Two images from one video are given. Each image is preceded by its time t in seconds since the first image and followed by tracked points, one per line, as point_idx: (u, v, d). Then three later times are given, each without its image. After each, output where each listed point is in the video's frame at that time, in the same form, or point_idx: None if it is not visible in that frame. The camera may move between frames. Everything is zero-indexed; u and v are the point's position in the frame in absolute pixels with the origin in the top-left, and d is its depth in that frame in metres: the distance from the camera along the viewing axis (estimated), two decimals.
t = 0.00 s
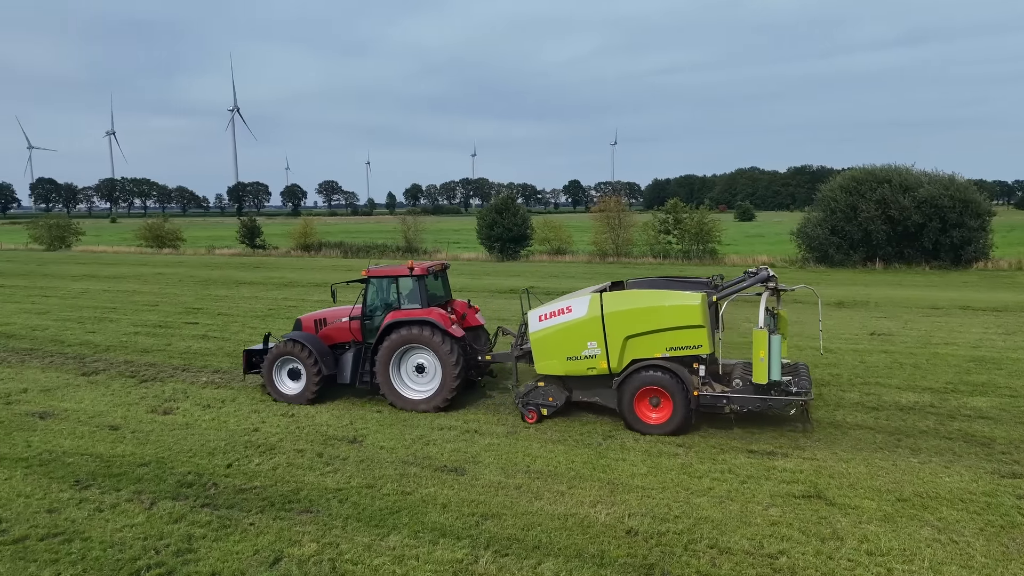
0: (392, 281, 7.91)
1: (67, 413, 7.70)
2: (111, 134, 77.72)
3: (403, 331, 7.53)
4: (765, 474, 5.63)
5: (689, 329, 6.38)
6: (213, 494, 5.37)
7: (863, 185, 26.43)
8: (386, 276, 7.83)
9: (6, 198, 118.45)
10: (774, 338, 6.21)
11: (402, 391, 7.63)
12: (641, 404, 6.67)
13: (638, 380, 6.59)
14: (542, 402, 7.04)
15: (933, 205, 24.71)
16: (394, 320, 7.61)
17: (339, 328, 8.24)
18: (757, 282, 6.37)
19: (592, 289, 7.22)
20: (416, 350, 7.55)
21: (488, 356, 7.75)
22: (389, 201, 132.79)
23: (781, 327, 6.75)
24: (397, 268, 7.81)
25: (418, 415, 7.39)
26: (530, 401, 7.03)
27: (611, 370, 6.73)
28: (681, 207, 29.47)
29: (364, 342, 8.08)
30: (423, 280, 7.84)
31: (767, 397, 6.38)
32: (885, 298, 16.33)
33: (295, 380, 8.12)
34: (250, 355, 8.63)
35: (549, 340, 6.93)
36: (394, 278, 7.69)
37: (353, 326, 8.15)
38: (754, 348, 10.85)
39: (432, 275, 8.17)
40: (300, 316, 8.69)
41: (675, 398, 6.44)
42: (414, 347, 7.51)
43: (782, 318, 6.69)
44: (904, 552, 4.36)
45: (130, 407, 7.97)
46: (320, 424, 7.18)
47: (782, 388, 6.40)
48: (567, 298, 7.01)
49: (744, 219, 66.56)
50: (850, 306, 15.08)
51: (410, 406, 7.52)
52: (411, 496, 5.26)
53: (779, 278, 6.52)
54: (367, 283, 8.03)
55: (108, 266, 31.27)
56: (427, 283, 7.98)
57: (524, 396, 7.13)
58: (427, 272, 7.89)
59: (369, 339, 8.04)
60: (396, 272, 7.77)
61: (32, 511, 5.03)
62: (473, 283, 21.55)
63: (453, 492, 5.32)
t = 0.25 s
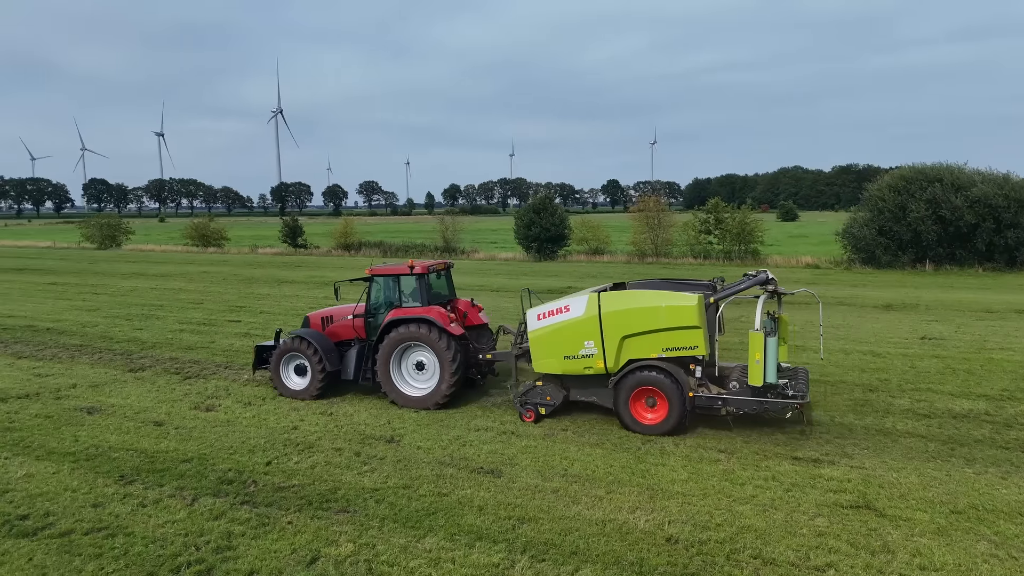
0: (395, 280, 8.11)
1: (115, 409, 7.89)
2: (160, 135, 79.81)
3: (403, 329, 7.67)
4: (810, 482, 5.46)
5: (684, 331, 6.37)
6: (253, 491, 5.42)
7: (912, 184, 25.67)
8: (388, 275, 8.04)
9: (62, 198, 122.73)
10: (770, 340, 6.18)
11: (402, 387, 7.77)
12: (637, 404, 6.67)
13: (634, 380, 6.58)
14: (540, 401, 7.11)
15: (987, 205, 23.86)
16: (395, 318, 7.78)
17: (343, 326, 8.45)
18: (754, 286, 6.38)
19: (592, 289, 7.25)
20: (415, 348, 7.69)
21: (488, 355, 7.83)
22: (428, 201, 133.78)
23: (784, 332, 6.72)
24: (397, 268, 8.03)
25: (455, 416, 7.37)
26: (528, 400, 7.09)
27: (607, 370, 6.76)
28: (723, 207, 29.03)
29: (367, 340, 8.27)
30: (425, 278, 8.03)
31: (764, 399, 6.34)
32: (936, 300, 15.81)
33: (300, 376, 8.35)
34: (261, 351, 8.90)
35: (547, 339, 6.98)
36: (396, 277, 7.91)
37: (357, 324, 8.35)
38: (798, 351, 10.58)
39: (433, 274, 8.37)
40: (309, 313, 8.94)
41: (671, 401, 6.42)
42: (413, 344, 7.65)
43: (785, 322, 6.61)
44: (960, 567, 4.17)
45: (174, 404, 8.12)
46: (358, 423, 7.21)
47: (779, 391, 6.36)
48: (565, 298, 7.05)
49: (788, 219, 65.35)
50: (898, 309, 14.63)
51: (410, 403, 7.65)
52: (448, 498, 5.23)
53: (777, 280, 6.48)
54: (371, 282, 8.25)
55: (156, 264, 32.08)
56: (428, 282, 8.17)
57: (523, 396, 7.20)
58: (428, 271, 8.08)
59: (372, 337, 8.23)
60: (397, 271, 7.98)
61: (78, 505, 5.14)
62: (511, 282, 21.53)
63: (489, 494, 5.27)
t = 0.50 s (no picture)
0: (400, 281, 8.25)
1: (166, 405, 8.04)
2: (213, 137, 81.93)
3: (406, 329, 7.84)
4: (870, 496, 5.20)
5: (680, 331, 6.31)
6: (297, 492, 5.42)
7: (974, 182, 24.63)
8: (393, 275, 8.18)
9: (122, 198, 127.19)
10: (767, 340, 6.09)
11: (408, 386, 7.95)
12: (636, 403, 6.67)
13: (631, 380, 6.57)
14: (540, 400, 7.16)
15: None
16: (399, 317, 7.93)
17: (353, 325, 8.68)
18: (752, 283, 6.43)
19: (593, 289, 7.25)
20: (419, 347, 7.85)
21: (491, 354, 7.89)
22: (473, 201, 134.34)
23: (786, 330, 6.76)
24: (402, 268, 8.19)
25: (498, 419, 7.28)
26: (527, 400, 7.17)
27: (605, 370, 6.77)
28: (774, 206, 28.34)
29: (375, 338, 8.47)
30: (429, 278, 8.14)
31: (762, 399, 6.23)
32: (1001, 305, 15.09)
33: (311, 373, 8.61)
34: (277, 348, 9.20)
35: (546, 339, 7.01)
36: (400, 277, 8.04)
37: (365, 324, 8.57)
38: (852, 356, 10.21)
39: (439, 274, 8.46)
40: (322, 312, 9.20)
41: (667, 399, 6.39)
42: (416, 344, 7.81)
43: (786, 321, 6.65)
44: None
45: (222, 401, 8.24)
46: (401, 424, 7.18)
47: (778, 391, 6.24)
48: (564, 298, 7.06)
49: (841, 219, 63.60)
50: (960, 313, 14.00)
51: (414, 401, 7.83)
52: (491, 504, 5.15)
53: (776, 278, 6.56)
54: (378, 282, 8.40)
55: (209, 263, 32.87)
56: (432, 282, 8.29)
57: (524, 396, 7.27)
58: (432, 271, 8.18)
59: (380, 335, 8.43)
60: (402, 272, 8.12)
61: (127, 502, 5.22)
62: (555, 283, 21.39)
63: (533, 501, 5.16)
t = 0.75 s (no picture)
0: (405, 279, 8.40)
1: (206, 404, 8.11)
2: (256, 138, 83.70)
3: (409, 328, 7.99)
4: (927, 511, 4.94)
5: (676, 333, 6.29)
6: (333, 494, 5.39)
7: None
8: (398, 274, 8.34)
9: (168, 199, 130.45)
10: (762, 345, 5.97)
11: (409, 383, 8.13)
12: (631, 405, 6.67)
13: (627, 382, 6.57)
14: (537, 400, 7.21)
15: None
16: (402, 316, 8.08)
17: (360, 323, 8.89)
18: (749, 288, 6.31)
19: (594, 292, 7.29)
20: (421, 345, 8.01)
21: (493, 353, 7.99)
22: (511, 200, 134.39)
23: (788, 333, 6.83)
24: (407, 267, 8.32)
25: (535, 422, 7.15)
26: (525, 399, 7.22)
27: (601, 371, 6.81)
28: (818, 206, 27.64)
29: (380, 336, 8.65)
30: (433, 277, 8.25)
31: (758, 404, 6.16)
32: None
33: (320, 369, 8.81)
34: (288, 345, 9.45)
35: (544, 339, 7.08)
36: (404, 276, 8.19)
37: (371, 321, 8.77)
38: (901, 362, 9.83)
39: (444, 273, 8.57)
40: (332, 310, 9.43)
41: (663, 404, 6.37)
42: (418, 342, 7.97)
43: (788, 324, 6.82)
44: None
45: (261, 400, 8.28)
46: (437, 426, 7.11)
47: (774, 396, 6.18)
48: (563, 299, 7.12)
49: (888, 219, 61.88)
50: (1017, 318, 13.39)
51: (415, 398, 8.00)
52: (527, 510, 5.03)
53: (777, 282, 6.49)
54: (384, 281, 8.56)
55: (251, 262, 33.41)
56: (436, 281, 8.40)
57: (522, 395, 7.31)
58: (436, 269, 8.29)
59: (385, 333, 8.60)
60: (406, 270, 8.26)
61: (166, 501, 5.24)
62: (593, 284, 21.18)
63: (571, 509, 5.03)
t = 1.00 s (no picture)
0: (411, 278, 8.52)
1: (247, 403, 8.15)
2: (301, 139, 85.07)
3: (413, 326, 8.12)
4: (997, 531, 4.63)
5: (672, 333, 6.27)
6: (371, 498, 5.30)
7: None
8: (404, 273, 8.48)
9: (217, 199, 133.55)
10: (756, 345, 5.90)
11: (413, 380, 8.28)
12: (626, 404, 6.71)
13: (620, 381, 6.62)
14: (535, 400, 7.28)
15: None
16: (407, 314, 8.21)
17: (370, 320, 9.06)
18: (746, 288, 6.23)
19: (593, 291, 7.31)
20: (426, 343, 8.15)
21: (496, 353, 8.03)
22: (552, 200, 133.95)
23: (789, 333, 6.82)
24: (413, 266, 8.45)
25: (576, 427, 6.99)
26: (523, 398, 7.31)
27: (597, 370, 6.82)
28: (870, 206, 26.77)
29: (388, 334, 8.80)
30: (437, 276, 8.35)
31: (754, 404, 6.07)
32: None
33: (331, 366, 9.01)
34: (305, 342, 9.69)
35: (542, 338, 7.12)
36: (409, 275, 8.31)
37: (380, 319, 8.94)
38: (962, 369, 9.36)
39: (449, 272, 8.65)
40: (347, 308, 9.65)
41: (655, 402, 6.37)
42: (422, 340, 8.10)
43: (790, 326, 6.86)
44: None
45: (301, 400, 8.29)
46: (476, 430, 6.99)
47: (770, 397, 6.08)
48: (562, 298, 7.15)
49: (943, 219, 59.82)
50: None
51: (418, 396, 8.15)
52: (570, 520, 4.87)
53: (776, 282, 6.39)
54: (391, 279, 8.71)
55: (295, 261, 33.86)
56: (441, 280, 8.49)
57: (522, 394, 7.40)
58: (441, 269, 8.39)
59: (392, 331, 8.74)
60: (411, 270, 8.38)
61: (206, 502, 5.23)
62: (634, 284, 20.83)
63: (614, 519, 4.85)
